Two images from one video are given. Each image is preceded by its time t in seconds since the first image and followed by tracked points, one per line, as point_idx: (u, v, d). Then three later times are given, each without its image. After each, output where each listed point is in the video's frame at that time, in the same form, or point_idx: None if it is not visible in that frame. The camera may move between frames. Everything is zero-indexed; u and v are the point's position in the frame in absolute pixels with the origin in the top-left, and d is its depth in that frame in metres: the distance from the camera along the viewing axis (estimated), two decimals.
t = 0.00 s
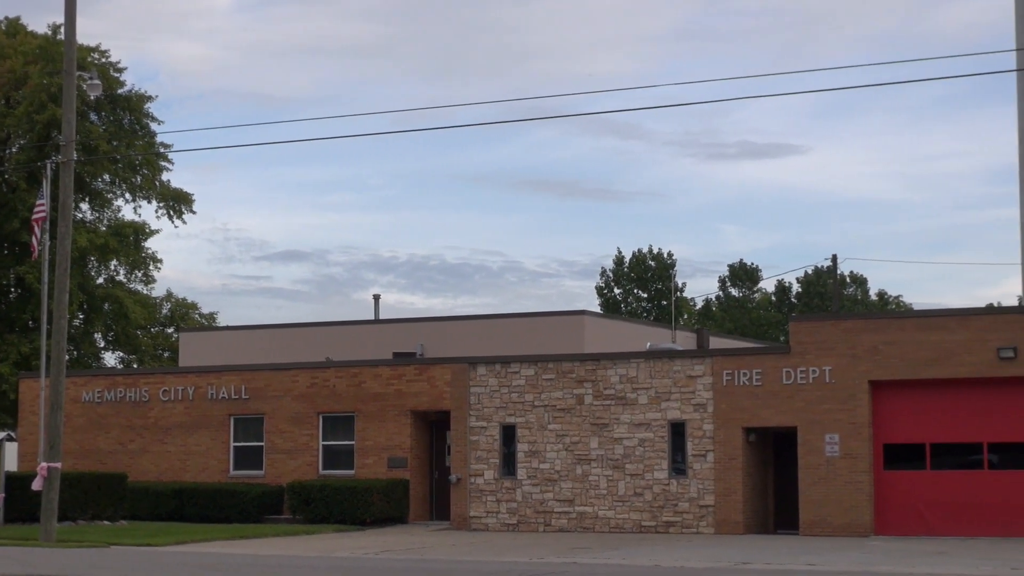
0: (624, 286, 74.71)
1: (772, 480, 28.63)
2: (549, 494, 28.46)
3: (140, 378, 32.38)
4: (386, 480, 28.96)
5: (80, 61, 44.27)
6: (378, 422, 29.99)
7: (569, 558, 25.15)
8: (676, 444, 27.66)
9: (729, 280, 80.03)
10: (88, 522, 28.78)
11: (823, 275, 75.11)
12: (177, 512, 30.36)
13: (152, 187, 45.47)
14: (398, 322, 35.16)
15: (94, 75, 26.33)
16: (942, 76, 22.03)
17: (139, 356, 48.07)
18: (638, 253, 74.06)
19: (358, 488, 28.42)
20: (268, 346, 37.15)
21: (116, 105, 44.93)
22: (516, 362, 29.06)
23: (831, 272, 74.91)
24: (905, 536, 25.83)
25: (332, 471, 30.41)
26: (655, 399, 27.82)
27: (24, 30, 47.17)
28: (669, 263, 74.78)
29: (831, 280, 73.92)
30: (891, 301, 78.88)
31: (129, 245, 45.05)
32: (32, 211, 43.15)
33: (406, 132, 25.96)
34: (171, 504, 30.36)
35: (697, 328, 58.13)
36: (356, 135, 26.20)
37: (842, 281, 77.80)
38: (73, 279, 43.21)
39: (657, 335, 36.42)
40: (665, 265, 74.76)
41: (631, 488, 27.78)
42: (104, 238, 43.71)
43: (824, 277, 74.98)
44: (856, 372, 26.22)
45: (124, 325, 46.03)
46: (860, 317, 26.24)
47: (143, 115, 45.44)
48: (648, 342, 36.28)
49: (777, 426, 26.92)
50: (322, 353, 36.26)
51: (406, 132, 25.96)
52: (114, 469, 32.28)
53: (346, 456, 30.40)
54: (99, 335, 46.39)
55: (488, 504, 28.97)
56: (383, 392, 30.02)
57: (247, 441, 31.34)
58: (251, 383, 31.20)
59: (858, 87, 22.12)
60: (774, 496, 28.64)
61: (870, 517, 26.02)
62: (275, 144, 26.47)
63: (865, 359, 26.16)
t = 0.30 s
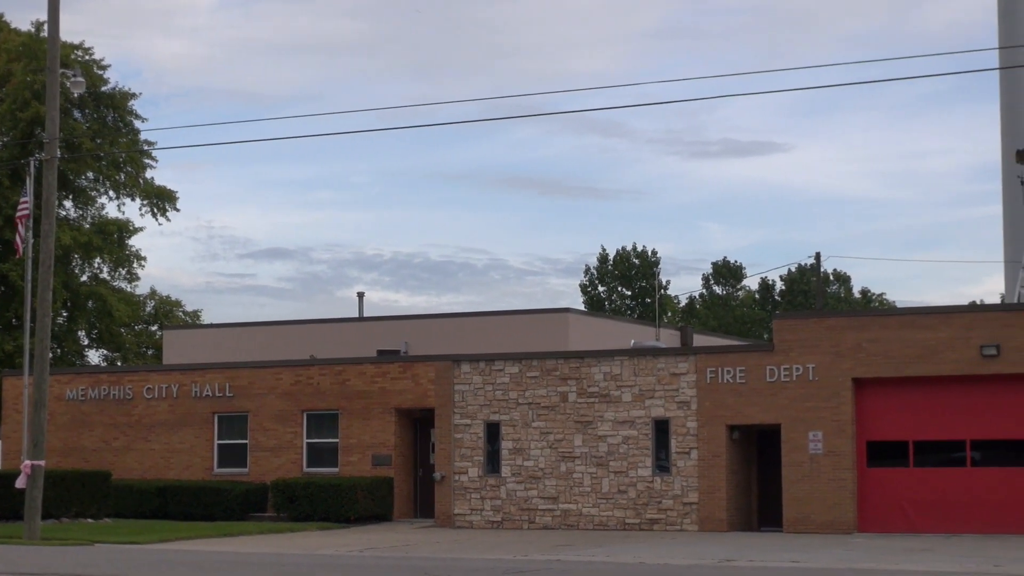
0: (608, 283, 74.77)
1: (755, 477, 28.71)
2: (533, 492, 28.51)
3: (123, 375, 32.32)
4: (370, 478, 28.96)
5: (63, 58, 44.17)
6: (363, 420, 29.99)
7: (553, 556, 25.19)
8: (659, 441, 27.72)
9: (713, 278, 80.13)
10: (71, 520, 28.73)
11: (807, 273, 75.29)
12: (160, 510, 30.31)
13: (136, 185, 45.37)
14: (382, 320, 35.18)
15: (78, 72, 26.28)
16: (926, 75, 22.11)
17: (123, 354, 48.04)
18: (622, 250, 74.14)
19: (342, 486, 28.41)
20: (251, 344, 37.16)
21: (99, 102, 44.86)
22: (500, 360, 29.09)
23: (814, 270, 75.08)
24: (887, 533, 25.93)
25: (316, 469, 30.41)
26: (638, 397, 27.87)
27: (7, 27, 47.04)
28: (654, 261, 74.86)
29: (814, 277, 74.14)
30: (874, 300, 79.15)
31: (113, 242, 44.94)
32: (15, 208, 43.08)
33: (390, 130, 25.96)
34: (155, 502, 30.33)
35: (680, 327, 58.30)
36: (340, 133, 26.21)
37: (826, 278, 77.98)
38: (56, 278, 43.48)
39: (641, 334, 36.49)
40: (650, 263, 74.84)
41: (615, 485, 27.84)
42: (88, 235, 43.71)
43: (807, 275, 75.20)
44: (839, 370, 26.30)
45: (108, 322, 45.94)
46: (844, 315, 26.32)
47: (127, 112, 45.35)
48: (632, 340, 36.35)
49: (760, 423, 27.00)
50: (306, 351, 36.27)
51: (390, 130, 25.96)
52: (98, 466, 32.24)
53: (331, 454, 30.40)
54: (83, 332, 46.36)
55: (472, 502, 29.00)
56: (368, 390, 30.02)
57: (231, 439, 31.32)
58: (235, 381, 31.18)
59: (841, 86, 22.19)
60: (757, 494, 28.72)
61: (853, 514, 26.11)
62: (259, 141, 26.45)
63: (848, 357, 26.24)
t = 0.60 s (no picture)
0: (598, 282, 74.81)
1: (745, 475, 28.74)
2: (523, 490, 28.52)
3: (113, 374, 32.27)
4: (360, 476, 28.97)
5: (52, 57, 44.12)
6: (353, 419, 29.98)
7: (543, 554, 25.21)
8: (649, 439, 27.75)
9: (702, 276, 80.18)
10: (61, 519, 28.67)
11: (796, 271, 75.40)
12: (150, 509, 30.27)
13: (125, 183, 45.29)
14: (372, 319, 35.19)
15: (67, 70, 26.22)
16: (915, 73, 22.14)
17: (113, 353, 48.00)
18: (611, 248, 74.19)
19: (332, 484, 28.40)
20: (241, 343, 37.15)
21: (88, 100, 44.82)
22: (490, 358, 29.09)
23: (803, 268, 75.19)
24: (877, 530, 25.99)
25: (306, 468, 30.40)
26: (628, 394, 27.89)
27: None
28: (643, 259, 74.92)
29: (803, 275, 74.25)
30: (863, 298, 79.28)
31: (102, 241, 44.87)
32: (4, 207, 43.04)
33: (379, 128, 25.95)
34: (144, 501, 30.28)
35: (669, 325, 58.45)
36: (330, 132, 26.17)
37: (815, 276, 78.10)
38: (44, 277, 43.67)
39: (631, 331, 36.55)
40: (639, 260, 74.90)
41: (605, 483, 27.85)
42: (77, 234, 43.67)
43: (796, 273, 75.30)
44: (828, 367, 26.34)
45: (98, 321, 45.89)
46: (833, 313, 26.36)
47: (116, 110, 45.29)
48: (622, 338, 36.37)
49: (750, 421, 27.04)
50: (296, 350, 36.28)
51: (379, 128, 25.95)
52: (88, 465, 32.20)
53: (320, 452, 30.39)
54: (73, 331, 46.34)
55: (462, 500, 29.01)
56: (357, 388, 30.02)
57: (221, 437, 31.29)
58: (225, 379, 31.16)
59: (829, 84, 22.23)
60: (747, 491, 28.75)
61: (843, 511, 26.17)
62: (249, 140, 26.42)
63: (838, 354, 26.29)
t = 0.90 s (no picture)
0: (586, 280, 74.83)
1: (734, 472, 28.76)
2: (512, 488, 28.51)
3: (101, 372, 32.22)
4: (349, 475, 28.94)
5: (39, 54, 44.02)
6: (342, 417, 29.96)
7: (532, 552, 25.21)
8: (638, 437, 27.75)
9: (691, 274, 80.18)
10: (49, 518, 28.61)
11: (784, 268, 75.46)
12: (138, 508, 30.21)
13: (113, 181, 45.17)
14: (361, 317, 35.17)
15: (54, 68, 26.13)
16: (904, 71, 22.15)
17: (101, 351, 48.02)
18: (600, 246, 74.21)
19: (321, 482, 28.38)
20: (229, 341, 37.11)
21: (76, 98, 44.74)
22: (479, 356, 29.08)
23: (792, 266, 75.25)
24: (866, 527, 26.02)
25: (295, 466, 30.37)
26: (617, 392, 27.90)
27: None
28: (632, 256, 74.93)
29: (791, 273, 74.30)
30: (851, 296, 79.38)
31: (90, 239, 44.77)
32: None
33: (367, 126, 25.92)
34: (133, 500, 30.23)
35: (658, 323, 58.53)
36: (319, 129, 26.12)
37: (803, 273, 78.15)
38: (33, 275, 43.50)
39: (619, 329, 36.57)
40: (628, 258, 74.92)
41: (594, 481, 27.85)
42: (65, 233, 43.58)
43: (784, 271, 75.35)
44: (817, 364, 26.37)
45: (86, 320, 45.82)
46: (822, 310, 26.39)
47: (104, 108, 45.21)
48: (610, 335, 36.35)
49: (739, 418, 27.06)
50: (285, 348, 36.24)
51: (367, 126, 25.93)
52: (76, 464, 32.14)
53: (309, 451, 30.36)
54: (61, 329, 46.33)
55: (451, 498, 29.01)
56: (346, 386, 29.99)
57: (209, 436, 31.24)
58: (213, 378, 31.12)
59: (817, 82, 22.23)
60: (736, 489, 28.77)
61: (831, 509, 26.20)
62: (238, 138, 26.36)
63: (826, 352, 26.32)
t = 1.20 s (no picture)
0: (574, 278, 74.89)
1: (721, 470, 28.82)
2: (499, 486, 28.55)
3: (88, 371, 32.20)
4: (336, 473, 28.95)
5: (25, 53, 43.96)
6: (329, 415, 29.97)
7: (519, 550, 25.24)
8: (625, 435, 27.80)
9: (678, 272, 80.24)
10: (36, 517, 28.58)
11: (771, 266, 75.58)
12: (125, 507, 30.20)
13: (99, 180, 45.08)
14: (348, 315, 35.21)
15: (40, 67, 26.09)
16: (889, 68, 22.21)
17: (88, 350, 48.04)
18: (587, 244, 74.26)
19: (308, 481, 28.39)
20: (216, 340, 37.12)
21: (62, 97, 44.69)
22: (466, 354, 29.11)
23: (779, 264, 75.36)
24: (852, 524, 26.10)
25: (282, 465, 30.39)
26: (604, 390, 27.94)
27: None
28: (619, 255, 75.00)
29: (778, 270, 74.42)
30: (837, 293, 79.55)
31: (77, 238, 44.70)
32: None
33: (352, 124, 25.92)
34: (120, 499, 30.22)
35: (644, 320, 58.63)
36: (304, 128, 26.13)
37: (790, 272, 78.29)
38: (19, 274, 43.45)
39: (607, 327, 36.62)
40: (615, 257, 74.99)
41: (581, 479, 27.89)
42: (51, 232, 43.52)
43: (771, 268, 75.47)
44: (803, 361, 26.44)
45: (72, 319, 45.79)
46: (807, 307, 26.46)
47: (90, 107, 45.16)
48: (597, 334, 36.40)
49: (725, 416, 27.12)
50: (272, 346, 36.27)
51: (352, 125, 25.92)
52: (63, 463, 32.11)
53: (297, 449, 30.38)
54: (47, 329, 46.32)
55: (438, 496, 29.03)
56: (333, 385, 30.01)
57: (196, 435, 31.24)
58: (200, 376, 31.11)
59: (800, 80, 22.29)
60: (723, 487, 28.83)
61: (818, 506, 26.27)
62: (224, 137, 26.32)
63: (812, 349, 26.39)
